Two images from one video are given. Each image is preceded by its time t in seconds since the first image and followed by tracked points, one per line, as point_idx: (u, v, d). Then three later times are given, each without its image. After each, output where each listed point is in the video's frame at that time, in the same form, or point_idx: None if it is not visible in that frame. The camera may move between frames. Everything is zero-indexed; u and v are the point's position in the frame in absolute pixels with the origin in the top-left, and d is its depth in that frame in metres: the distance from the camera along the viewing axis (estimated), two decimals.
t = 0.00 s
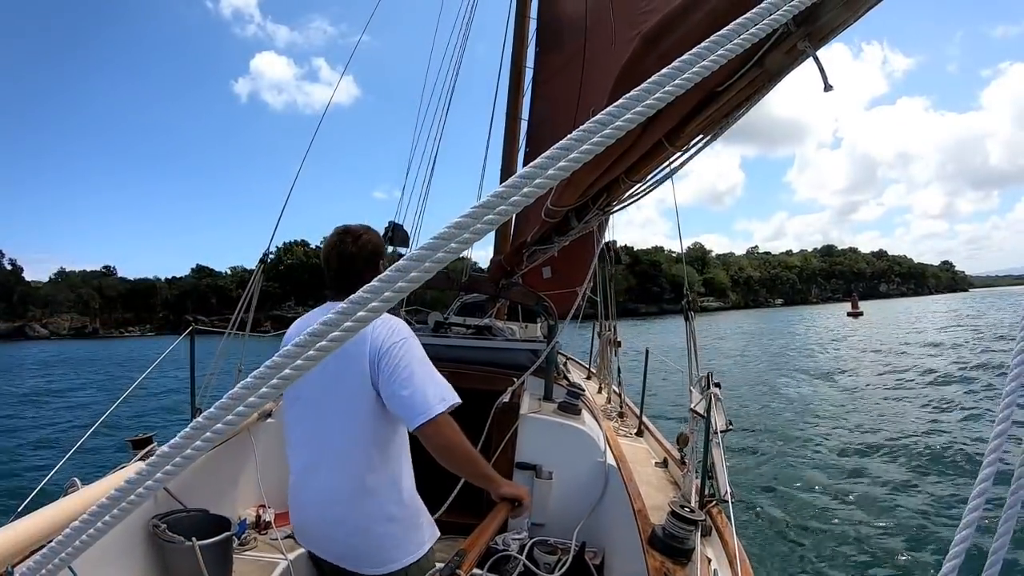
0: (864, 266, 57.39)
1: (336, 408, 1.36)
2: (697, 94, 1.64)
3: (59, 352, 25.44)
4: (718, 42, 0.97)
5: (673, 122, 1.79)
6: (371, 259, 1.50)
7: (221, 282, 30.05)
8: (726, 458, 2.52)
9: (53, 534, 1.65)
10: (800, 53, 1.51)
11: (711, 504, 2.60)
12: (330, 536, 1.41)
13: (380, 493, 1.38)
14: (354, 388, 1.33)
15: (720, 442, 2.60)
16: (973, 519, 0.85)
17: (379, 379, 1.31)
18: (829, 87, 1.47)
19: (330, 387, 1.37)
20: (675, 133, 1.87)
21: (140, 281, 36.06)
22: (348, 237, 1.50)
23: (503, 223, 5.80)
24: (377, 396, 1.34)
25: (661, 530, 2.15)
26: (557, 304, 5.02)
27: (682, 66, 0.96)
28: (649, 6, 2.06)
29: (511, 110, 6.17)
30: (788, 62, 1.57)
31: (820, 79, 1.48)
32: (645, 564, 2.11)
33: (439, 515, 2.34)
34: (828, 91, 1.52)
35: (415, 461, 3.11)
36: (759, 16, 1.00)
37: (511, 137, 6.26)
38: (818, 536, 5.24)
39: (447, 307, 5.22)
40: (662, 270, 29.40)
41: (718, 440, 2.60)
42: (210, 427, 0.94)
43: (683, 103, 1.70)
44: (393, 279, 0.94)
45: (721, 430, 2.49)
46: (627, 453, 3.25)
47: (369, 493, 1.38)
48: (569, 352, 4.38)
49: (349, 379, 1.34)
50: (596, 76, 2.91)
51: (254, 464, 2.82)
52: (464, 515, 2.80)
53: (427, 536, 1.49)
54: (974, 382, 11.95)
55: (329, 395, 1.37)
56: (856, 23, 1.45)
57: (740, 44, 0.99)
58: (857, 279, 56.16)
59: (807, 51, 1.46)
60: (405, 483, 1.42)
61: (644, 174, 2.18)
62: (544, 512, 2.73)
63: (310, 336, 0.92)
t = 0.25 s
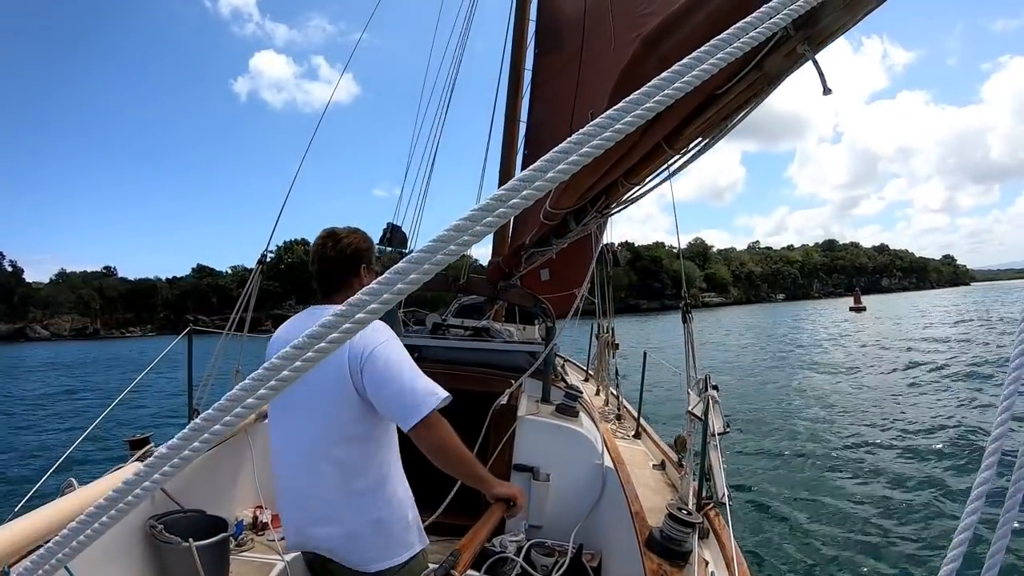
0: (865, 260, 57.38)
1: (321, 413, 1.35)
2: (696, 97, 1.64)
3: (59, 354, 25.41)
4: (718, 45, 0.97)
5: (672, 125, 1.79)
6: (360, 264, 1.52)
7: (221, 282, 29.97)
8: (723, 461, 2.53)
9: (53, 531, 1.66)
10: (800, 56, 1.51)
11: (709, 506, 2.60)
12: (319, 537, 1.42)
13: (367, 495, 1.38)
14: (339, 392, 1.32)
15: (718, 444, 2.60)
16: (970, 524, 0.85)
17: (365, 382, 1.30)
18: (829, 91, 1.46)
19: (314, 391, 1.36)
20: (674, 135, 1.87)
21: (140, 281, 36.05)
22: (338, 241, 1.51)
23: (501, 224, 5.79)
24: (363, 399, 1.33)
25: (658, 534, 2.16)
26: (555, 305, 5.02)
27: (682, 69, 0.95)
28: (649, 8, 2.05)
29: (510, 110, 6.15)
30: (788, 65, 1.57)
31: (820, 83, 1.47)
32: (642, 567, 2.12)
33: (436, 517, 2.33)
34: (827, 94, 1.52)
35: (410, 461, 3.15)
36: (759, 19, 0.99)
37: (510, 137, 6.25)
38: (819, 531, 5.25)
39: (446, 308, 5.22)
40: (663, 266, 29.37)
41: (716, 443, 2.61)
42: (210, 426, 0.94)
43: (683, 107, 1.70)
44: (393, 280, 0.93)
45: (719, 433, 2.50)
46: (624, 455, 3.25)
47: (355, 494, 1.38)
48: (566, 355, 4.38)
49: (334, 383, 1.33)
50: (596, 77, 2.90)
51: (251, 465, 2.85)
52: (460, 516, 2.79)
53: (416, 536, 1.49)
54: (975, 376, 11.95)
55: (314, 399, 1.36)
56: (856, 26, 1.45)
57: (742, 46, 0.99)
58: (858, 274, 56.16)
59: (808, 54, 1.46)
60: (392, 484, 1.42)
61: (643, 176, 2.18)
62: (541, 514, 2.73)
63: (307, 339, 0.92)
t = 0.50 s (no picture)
0: (866, 254, 57.35)
1: (309, 415, 1.35)
2: (693, 96, 1.63)
3: (62, 356, 25.44)
4: (714, 43, 0.96)
5: (670, 125, 1.79)
6: (351, 265, 1.53)
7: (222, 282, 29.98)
8: (722, 461, 2.53)
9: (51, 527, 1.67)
10: (797, 56, 1.51)
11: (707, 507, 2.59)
12: (309, 542, 1.41)
13: (357, 497, 1.38)
14: (328, 394, 1.32)
15: (716, 445, 2.61)
16: (965, 523, 0.85)
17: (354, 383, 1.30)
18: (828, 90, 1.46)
19: (303, 394, 1.36)
20: (672, 135, 1.87)
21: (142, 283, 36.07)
22: (328, 241, 1.52)
23: (500, 223, 5.79)
24: (352, 401, 1.33)
25: (656, 534, 2.16)
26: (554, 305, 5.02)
27: (679, 66, 0.95)
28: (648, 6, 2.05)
29: (509, 108, 6.14)
30: (786, 64, 1.56)
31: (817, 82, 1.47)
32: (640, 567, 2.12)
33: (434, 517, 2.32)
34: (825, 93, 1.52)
35: (407, 462, 3.16)
36: (755, 17, 0.99)
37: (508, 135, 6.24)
38: (821, 525, 5.26)
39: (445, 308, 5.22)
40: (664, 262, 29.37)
41: (714, 443, 2.61)
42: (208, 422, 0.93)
43: (680, 106, 1.69)
44: (388, 277, 0.93)
45: (717, 433, 2.50)
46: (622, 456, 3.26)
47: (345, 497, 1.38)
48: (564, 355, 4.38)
49: (322, 385, 1.33)
50: (594, 76, 2.90)
51: (248, 465, 2.86)
52: (459, 516, 2.80)
53: (407, 539, 1.48)
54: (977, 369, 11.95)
55: (302, 402, 1.36)
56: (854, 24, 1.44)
57: (738, 42, 0.98)
58: (859, 267, 56.13)
59: (805, 53, 1.45)
60: (382, 487, 1.42)
61: (642, 176, 2.17)
62: (540, 514, 2.73)
63: (303, 336, 0.91)
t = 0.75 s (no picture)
0: (869, 247, 57.31)
1: (299, 415, 1.35)
2: (690, 93, 1.63)
3: (67, 360, 25.58)
4: (711, 34, 0.96)
5: (668, 122, 1.78)
6: (349, 265, 1.54)
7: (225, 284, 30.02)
8: (721, 459, 2.53)
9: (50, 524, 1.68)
10: (795, 52, 1.49)
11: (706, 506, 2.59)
12: (303, 540, 1.41)
13: (349, 495, 1.38)
14: (317, 393, 1.33)
15: (716, 443, 2.61)
16: (963, 520, 0.85)
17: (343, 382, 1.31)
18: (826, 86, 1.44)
19: (292, 393, 1.36)
20: (670, 132, 1.86)
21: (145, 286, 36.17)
22: (323, 241, 1.53)
23: (499, 220, 5.80)
24: (341, 400, 1.34)
25: (655, 532, 2.16)
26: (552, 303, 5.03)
27: (673, 58, 0.95)
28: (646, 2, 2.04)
29: (508, 106, 6.14)
30: (784, 60, 1.55)
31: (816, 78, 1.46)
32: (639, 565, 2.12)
33: (433, 517, 2.33)
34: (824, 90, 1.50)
35: (405, 462, 3.16)
36: (752, 10, 0.98)
37: (507, 132, 6.23)
38: (824, 518, 5.26)
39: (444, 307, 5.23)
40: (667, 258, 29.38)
41: (713, 441, 2.61)
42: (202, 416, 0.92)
43: (678, 103, 1.69)
44: (382, 270, 0.92)
45: (717, 431, 2.50)
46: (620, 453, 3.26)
47: (334, 497, 1.37)
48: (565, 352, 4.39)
49: (312, 385, 1.34)
50: (593, 72, 2.89)
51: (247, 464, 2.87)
52: (457, 515, 2.82)
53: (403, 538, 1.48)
54: (980, 361, 11.92)
55: (291, 402, 1.37)
56: (852, 21, 1.44)
57: (733, 35, 0.98)
58: (862, 260, 56.11)
59: (803, 49, 1.44)
60: (374, 485, 1.42)
61: (641, 173, 2.16)
62: (539, 512, 2.74)
63: (297, 328, 0.90)
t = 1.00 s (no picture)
0: (871, 240, 57.21)
1: (298, 414, 1.36)
2: (690, 93, 1.62)
3: (72, 365, 25.65)
4: (713, 37, 0.96)
5: (668, 121, 1.77)
6: (346, 267, 1.55)
7: (228, 286, 30.11)
8: (721, 456, 2.53)
9: (55, 521, 1.70)
10: (795, 52, 1.49)
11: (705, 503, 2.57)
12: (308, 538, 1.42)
13: (350, 494, 1.38)
14: (315, 394, 1.33)
15: (716, 440, 2.60)
16: (965, 519, 0.85)
17: (342, 383, 1.32)
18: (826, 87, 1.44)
19: (291, 394, 1.37)
20: (670, 130, 1.85)
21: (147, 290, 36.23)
22: (322, 245, 1.53)
23: (499, 219, 5.80)
24: (340, 399, 1.34)
25: (655, 529, 2.16)
26: (552, 301, 5.03)
27: (674, 62, 0.95)
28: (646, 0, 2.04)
29: (507, 105, 6.14)
30: (784, 60, 1.54)
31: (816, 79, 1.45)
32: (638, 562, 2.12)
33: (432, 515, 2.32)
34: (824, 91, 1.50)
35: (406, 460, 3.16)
36: (754, 12, 0.99)
37: (506, 131, 6.23)
38: (828, 513, 5.26)
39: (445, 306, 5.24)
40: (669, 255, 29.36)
41: (714, 438, 2.60)
42: (203, 418, 0.92)
43: (677, 102, 1.68)
44: (384, 271, 0.91)
45: (717, 429, 2.50)
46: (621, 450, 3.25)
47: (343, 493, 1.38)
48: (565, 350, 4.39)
49: (315, 385, 1.34)
50: (593, 70, 2.89)
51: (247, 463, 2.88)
52: (458, 511, 2.84)
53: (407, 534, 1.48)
54: (984, 354, 11.91)
55: (291, 402, 1.38)
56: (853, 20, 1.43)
57: (735, 37, 0.98)
58: (864, 254, 56.03)
59: (803, 50, 1.44)
60: (380, 482, 1.42)
61: (641, 172, 2.16)
62: (538, 509, 2.75)
63: (300, 330, 0.90)
